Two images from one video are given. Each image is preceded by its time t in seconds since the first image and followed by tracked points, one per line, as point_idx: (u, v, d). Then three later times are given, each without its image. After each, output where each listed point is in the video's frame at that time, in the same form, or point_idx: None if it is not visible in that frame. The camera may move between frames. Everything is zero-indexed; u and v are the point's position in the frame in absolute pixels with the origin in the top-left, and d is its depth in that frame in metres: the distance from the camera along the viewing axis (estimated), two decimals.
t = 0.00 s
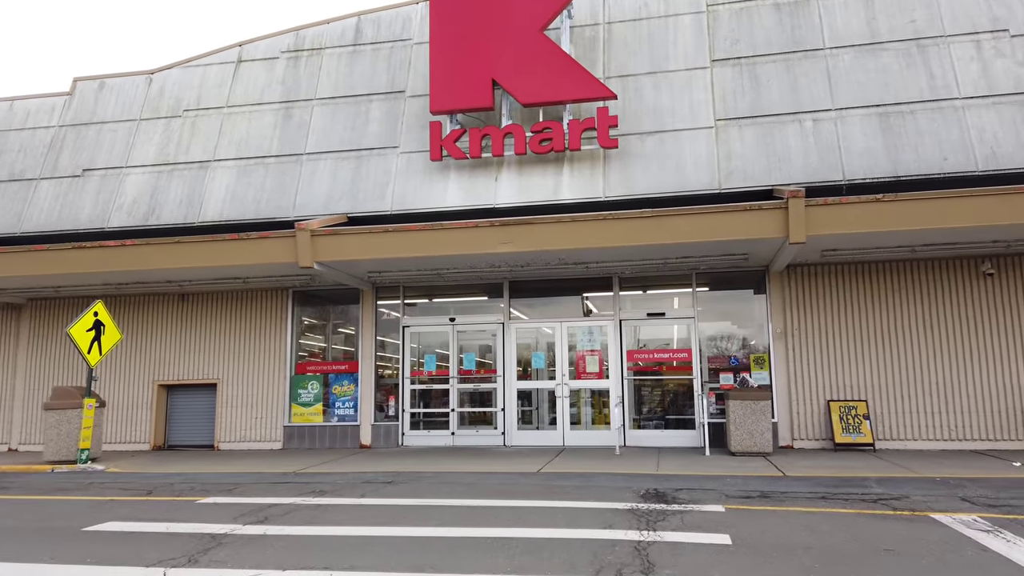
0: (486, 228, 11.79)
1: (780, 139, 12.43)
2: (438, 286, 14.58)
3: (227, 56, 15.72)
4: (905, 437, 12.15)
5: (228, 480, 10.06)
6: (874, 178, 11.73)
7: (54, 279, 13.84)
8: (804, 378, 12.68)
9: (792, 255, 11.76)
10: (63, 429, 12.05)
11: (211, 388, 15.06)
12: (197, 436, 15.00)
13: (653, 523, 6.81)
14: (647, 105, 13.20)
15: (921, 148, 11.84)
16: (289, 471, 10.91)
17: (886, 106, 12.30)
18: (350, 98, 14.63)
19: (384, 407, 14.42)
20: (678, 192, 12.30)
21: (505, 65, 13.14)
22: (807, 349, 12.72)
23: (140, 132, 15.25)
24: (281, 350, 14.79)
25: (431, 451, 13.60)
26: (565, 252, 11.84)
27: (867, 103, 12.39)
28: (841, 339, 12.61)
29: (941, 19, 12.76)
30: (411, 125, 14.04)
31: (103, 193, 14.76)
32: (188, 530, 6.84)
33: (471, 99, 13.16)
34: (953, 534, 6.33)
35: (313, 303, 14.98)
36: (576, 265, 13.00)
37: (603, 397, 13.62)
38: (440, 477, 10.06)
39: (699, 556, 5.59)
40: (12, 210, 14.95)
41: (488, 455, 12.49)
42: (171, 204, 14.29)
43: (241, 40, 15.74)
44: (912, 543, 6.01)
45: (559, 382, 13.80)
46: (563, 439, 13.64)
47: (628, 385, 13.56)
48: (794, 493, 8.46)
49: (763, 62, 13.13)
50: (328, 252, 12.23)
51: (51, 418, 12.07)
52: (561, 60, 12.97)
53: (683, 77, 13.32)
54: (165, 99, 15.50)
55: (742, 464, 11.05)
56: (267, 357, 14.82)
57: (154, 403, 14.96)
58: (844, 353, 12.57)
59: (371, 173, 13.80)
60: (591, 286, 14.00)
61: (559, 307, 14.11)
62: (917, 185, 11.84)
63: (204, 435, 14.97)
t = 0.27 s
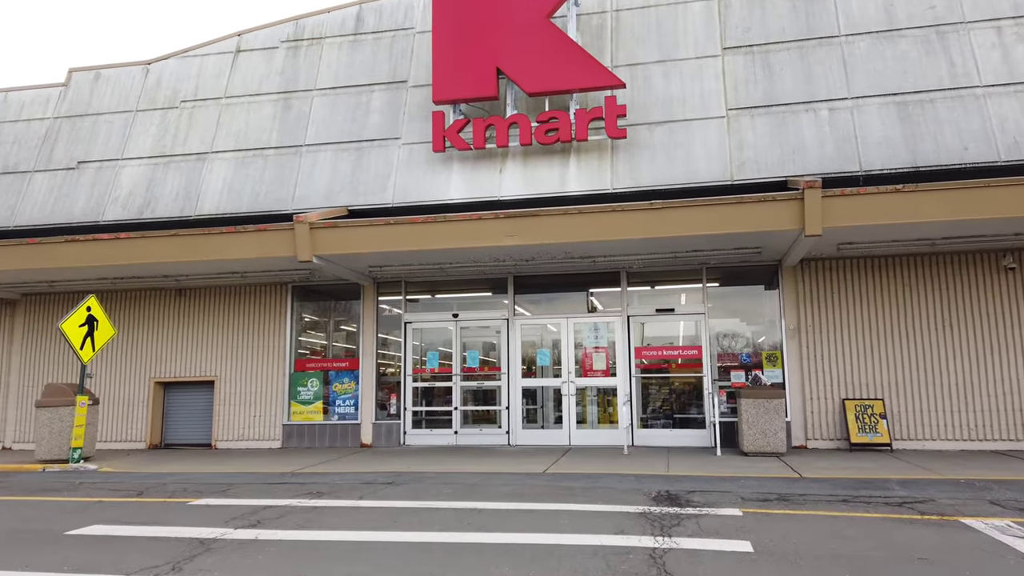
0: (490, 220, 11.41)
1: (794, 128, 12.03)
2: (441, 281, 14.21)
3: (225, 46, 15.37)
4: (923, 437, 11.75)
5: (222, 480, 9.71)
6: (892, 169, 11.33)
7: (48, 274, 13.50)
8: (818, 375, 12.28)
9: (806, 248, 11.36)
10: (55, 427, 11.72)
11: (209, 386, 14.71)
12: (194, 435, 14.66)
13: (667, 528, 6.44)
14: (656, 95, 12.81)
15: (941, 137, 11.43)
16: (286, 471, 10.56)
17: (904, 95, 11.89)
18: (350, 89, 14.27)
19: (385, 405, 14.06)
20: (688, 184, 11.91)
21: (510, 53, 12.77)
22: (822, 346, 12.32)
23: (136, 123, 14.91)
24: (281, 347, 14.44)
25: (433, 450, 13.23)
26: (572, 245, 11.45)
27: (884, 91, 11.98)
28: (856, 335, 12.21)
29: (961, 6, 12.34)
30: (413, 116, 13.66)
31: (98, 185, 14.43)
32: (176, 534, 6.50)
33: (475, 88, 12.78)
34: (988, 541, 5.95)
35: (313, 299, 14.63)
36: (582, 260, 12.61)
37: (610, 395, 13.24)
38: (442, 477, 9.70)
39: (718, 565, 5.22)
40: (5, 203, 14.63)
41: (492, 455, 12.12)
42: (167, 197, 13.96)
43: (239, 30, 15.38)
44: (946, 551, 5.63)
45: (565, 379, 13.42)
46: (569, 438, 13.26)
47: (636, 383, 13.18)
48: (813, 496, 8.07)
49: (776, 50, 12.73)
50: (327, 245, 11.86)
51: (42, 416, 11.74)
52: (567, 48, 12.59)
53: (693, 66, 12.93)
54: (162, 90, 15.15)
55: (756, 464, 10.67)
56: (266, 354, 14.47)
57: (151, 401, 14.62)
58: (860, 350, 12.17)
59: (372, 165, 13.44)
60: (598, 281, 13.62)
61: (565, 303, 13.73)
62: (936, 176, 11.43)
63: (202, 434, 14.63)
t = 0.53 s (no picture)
0: (492, 208, 10.99)
1: (808, 113, 11.59)
2: (442, 273, 13.80)
3: (220, 32, 14.95)
4: (941, 434, 11.32)
5: (214, 478, 9.32)
6: (911, 154, 10.89)
7: (37, 265, 13.12)
8: (832, 369, 11.86)
9: (821, 237, 10.92)
10: (43, 423, 11.35)
11: (204, 381, 14.33)
12: (189, 431, 14.28)
13: (680, 531, 6.03)
14: (664, 79, 12.37)
15: (961, 121, 10.97)
16: (281, 468, 10.18)
17: (923, 78, 11.44)
18: (348, 75, 13.85)
19: (384, 400, 13.67)
20: (698, 171, 11.49)
21: (512, 37, 12.35)
22: (836, 339, 11.90)
23: (129, 111, 14.51)
24: (278, 341, 14.06)
25: (434, 447, 12.84)
26: (577, 234, 11.03)
27: (902, 75, 11.53)
28: (872, 328, 11.78)
29: None
30: (413, 102, 13.24)
31: (89, 175, 14.04)
32: (159, 537, 6.12)
33: (476, 73, 12.36)
34: None
35: (311, 292, 14.23)
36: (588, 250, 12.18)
37: (616, 390, 12.83)
38: (442, 475, 9.30)
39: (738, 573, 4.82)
40: None
41: (495, 452, 11.73)
42: (160, 186, 13.56)
43: (235, 15, 14.96)
44: (983, 557, 5.22)
45: (569, 374, 13.01)
46: (574, 435, 12.85)
47: (643, 378, 12.76)
48: (833, 496, 7.65)
49: (788, 32, 12.28)
50: (323, 234, 11.45)
51: (30, 411, 11.37)
52: (572, 31, 12.17)
53: (702, 50, 12.48)
54: (156, 77, 14.75)
55: (769, 462, 10.25)
56: (262, 349, 14.09)
57: (145, 396, 14.25)
58: (876, 343, 11.74)
59: (370, 152, 13.02)
60: (603, 273, 13.20)
61: (569, 296, 13.32)
62: (956, 162, 10.98)
63: (196, 430, 14.25)
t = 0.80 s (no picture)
0: (496, 202, 10.55)
1: (824, 103, 11.14)
2: (444, 270, 13.37)
3: (216, 23, 14.53)
4: (964, 437, 10.87)
5: (205, 485, 8.91)
6: (933, 146, 10.44)
7: (27, 263, 12.72)
8: (849, 370, 11.41)
9: (840, 232, 10.47)
10: (31, 426, 10.95)
11: (199, 382, 13.93)
12: (184, 433, 13.89)
13: (700, 547, 5.60)
14: (674, 68, 11.92)
15: (986, 111, 10.51)
16: (276, 473, 9.77)
17: (944, 66, 10.98)
18: (347, 66, 13.42)
19: (385, 401, 13.26)
20: (710, 164, 11.04)
21: (517, 25, 11.91)
22: (854, 338, 11.45)
23: (122, 104, 14.10)
24: (275, 341, 13.65)
25: (436, 450, 12.42)
26: (584, 230, 10.59)
27: (923, 63, 11.06)
28: (891, 327, 11.33)
29: None
30: (414, 94, 12.80)
31: (81, 169, 13.64)
32: (140, 552, 5.71)
33: (479, 63, 11.93)
34: None
35: (309, 290, 13.82)
36: (596, 246, 11.74)
37: (624, 391, 12.40)
38: (445, 481, 8.88)
39: None
40: None
41: (499, 455, 11.30)
42: (154, 181, 13.16)
43: (230, 5, 14.54)
44: None
45: (576, 374, 12.58)
46: (581, 437, 12.42)
47: (652, 378, 12.32)
48: (858, 505, 7.21)
49: (803, 20, 11.82)
50: (320, 230, 11.03)
51: (17, 414, 10.97)
52: (578, 19, 11.73)
53: (714, 38, 12.03)
54: (149, 69, 14.34)
55: (785, 467, 9.81)
56: (260, 349, 13.68)
57: (139, 397, 13.86)
58: (895, 343, 11.29)
59: (370, 146, 12.60)
60: (611, 270, 12.75)
61: (576, 294, 12.87)
62: (981, 154, 10.51)
63: (191, 432, 13.86)
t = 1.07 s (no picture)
0: (501, 193, 10.09)
1: (844, 89, 10.67)
2: (447, 266, 12.93)
3: (212, 11, 14.12)
4: (991, 438, 10.39)
5: (196, 488, 8.48)
6: (960, 133, 9.96)
7: (17, 258, 12.31)
8: (869, 369, 10.94)
9: (862, 224, 10.00)
10: (19, 426, 10.53)
11: (195, 381, 13.52)
12: (179, 434, 13.47)
13: (725, 560, 5.15)
14: (687, 54, 11.46)
15: (1015, 97, 10.03)
16: (272, 476, 9.34)
17: (970, 51, 10.50)
18: (347, 54, 12.99)
19: (386, 401, 12.83)
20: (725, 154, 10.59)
21: (523, 10, 11.47)
22: (874, 335, 10.98)
23: (116, 94, 13.70)
24: (273, 339, 13.22)
25: (439, 451, 11.97)
26: (593, 222, 10.13)
27: (947, 47, 10.59)
28: (914, 323, 10.86)
29: None
30: (416, 82, 12.36)
31: (74, 162, 13.24)
32: (118, 563, 5.29)
33: (484, 49, 11.49)
34: None
35: (309, 286, 13.40)
36: (606, 240, 11.28)
37: (635, 391, 11.94)
38: (448, 485, 8.44)
39: None
40: None
41: (504, 457, 10.86)
42: (148, 173, 12.75)
43: None
44: None
45: (584, 373, 12.13)
46: (589, 438, 11.96)
47: (663, 378, 11.86)
48: (889, 511, 6.74)
49: (822, 3, 11.35)
50: (318, 222, 10.58)
51: (5, 414, 10.56)
52: (587, 3, 11.28)
53: (728, 23, 11.57)
54: (144, 58, 13.93)
55: (805, 470, 9.34)
56: (257, 347, 13.25)
57: (133, 396, 13.45)
58: (918, 340, 10.82)
59: (371, 136, 12.17)
60: (620, 265, 12.30)
61: (584, 290, 12.42)
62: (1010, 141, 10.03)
63: (187, 433, 13.45)
